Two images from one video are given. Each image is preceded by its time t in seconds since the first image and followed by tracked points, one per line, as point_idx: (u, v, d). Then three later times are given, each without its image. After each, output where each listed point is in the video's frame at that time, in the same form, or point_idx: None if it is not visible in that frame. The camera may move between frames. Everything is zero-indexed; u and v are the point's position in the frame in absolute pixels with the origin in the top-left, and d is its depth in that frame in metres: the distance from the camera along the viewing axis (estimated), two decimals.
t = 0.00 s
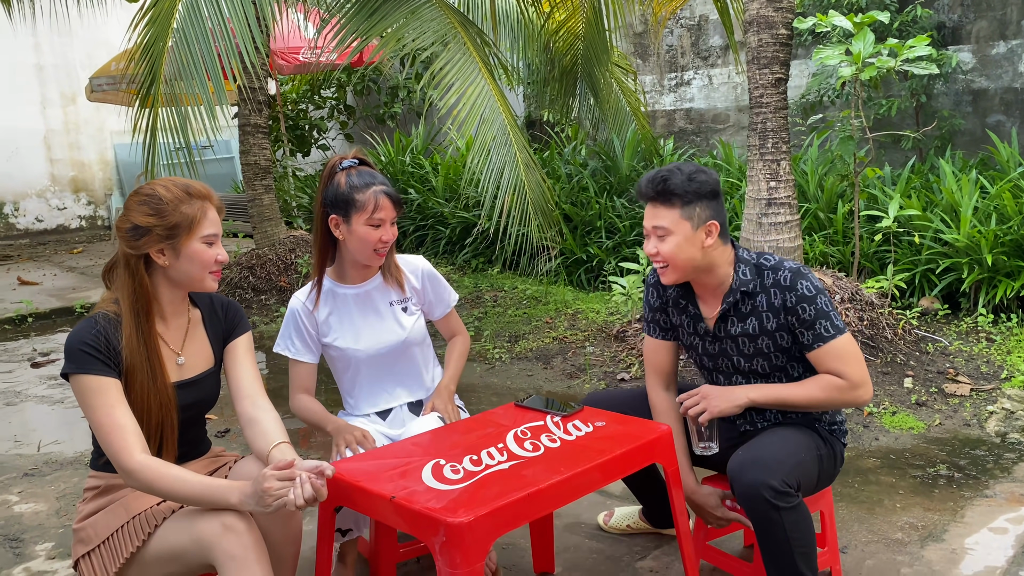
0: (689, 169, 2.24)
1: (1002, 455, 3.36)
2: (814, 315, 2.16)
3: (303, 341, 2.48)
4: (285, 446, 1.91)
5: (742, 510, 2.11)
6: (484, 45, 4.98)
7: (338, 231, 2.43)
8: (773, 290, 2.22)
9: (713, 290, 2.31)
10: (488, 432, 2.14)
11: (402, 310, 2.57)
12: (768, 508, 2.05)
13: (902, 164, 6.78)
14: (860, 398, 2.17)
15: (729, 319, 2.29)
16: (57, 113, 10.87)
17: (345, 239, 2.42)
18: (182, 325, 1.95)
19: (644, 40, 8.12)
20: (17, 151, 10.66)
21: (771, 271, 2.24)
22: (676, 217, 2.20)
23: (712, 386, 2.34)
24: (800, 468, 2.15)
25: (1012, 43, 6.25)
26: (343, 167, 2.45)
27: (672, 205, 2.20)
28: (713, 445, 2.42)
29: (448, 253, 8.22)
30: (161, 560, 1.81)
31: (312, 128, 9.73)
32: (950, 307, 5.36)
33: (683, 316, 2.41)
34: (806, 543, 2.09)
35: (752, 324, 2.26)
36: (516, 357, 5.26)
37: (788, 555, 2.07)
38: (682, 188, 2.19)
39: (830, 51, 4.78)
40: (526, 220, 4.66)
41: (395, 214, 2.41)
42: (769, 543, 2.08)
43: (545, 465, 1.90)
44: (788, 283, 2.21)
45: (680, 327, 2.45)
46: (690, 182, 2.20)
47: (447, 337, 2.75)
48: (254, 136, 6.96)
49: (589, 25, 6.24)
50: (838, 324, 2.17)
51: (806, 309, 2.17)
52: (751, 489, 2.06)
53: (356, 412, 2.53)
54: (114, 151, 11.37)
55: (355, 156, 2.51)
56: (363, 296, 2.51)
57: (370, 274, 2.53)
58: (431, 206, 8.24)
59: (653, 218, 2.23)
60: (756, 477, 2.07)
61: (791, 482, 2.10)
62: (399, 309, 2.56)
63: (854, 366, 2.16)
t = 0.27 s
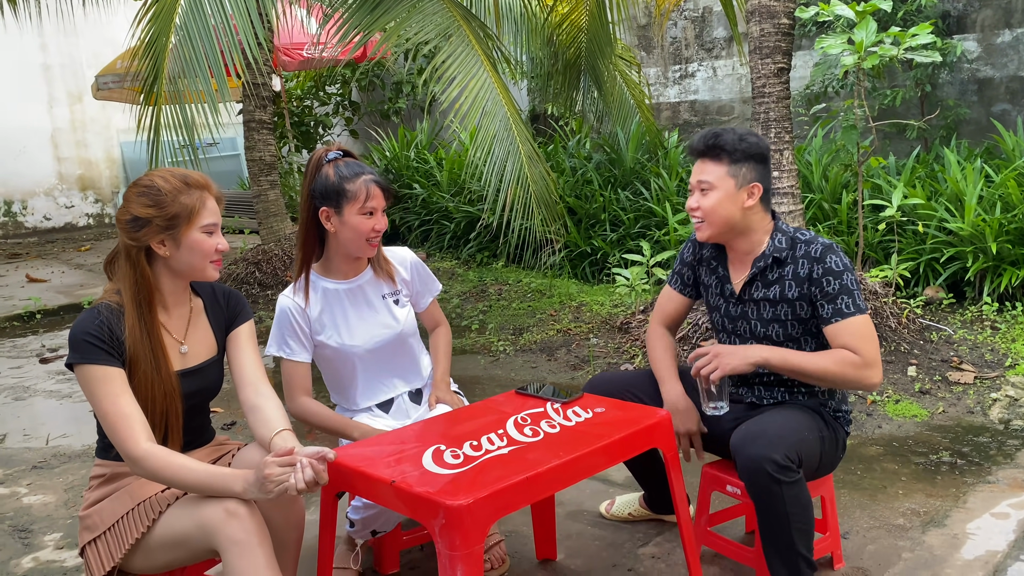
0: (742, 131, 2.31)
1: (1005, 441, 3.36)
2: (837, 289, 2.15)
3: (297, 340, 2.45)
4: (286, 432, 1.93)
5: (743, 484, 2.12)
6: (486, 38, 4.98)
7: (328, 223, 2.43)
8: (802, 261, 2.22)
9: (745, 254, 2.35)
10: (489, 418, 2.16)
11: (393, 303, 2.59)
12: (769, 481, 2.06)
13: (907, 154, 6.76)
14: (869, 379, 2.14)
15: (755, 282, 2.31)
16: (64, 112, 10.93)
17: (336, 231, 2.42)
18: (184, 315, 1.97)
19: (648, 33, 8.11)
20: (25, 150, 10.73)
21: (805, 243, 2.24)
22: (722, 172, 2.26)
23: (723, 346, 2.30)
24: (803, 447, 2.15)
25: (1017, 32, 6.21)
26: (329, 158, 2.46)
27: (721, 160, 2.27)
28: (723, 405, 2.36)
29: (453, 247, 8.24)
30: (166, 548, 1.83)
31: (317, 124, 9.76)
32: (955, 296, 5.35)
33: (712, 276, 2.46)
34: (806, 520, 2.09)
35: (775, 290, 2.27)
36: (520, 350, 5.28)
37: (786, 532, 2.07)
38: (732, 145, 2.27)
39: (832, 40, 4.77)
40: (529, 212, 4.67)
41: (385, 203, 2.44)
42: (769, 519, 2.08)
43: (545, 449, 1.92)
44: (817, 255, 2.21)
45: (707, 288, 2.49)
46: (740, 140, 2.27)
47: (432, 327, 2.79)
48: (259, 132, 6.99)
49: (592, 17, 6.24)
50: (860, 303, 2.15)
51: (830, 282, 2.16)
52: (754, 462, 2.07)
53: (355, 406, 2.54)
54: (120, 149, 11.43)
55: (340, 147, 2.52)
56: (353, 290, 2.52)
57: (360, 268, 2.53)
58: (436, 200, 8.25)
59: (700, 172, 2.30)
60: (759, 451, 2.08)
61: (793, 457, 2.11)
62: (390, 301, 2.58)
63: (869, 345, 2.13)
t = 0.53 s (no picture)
0: (755, 118, 2.34)
1: (1004, 429, 3.37)
2: (837, 267, 2.16)
3: (295, 335, 2.43)
4: (282, 419, 1.97)
5: (749, 439, 2.13)
6: (490, 32, 5.00)
7: (322, 215, 2.45)
8: (807, 241, 2.24)
9: (754, 240, 2.38)
10: (485, 405, 2.19)
11: (385, 293, 2.64)
12: (779, 439, 2.07)
13: (912, 145, 6.74)
14: (861, 357, 2.11)
15: (762, 263, 2.34)
16: (73, 109, 11.01)
17: (329, 222, 2.44)
18: (183, 304, 2.01)
19: (653, 25, 8.10)
20: (35, 147, 10.81)
21: (811, 225, 2.26)
22: (732, 158, 2.29)
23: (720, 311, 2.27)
24: (813, 418, 2.14)
25: None
26: (322, 150, 2.48)
27: (731, 146, 2.30)
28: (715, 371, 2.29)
29: (459, 241, 8.26)
30: (167, 531, 1.87)
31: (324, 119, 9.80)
32: (959, 287, 5.35)
33: (721, 261, 2.50)
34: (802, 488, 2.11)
35: (780, 270, 2.29)
36: (524, 342, 5.31)
37: (781, 495, 2.10)
38: (743, 131, 2.30)
39: (834, 31, 4.78)
40: (532, 205, 4.70)
41: (378, 194, 2.48)
42: (769, 479, 2.10)
43: (540, 434, 1.95)
44: (822, 235, 2.22)
45: (717, 275, 2.52)
46: (751, 126, 2.30)
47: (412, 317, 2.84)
48: (265, 127, 7.03)
49: (596, 10, 6.24)
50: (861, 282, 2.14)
51: (832, 261, 2.17)
52: (767, 419, 2.08)
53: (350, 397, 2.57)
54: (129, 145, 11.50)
55: (333, 138, 2.54)
56: (345, 281, 2.54)
57: (350, 260, 2.56)
58: (441, 194, 8.28)
59: (711, 158, 2.34)
60: (772, 408, 2.09)
61: (803, 422, 2.12)
62: (382, 292, 2.63)
63: (864, 322, 2.12)
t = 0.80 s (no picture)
0: (726, 112, 2.37)
1: (1002, 422, 3.38)
2: (808, 252, 2.21)
3: (298, 318, 2.46)
4: (277, 409, 2.02)
5: (715, 424, 2.14)
6: (494, 27, 5.02)
7: (322, 202, 2.49)
8: (780, 230, 2.30)
9: (727, 233, 2.44)
10: (478, 396, 2.23)
11: (383, 281, 2.68)
12: (740, 424, 2.08)
13: (919, 139, 6.71)
14: (835, 338, 2.15)
15: (739, 256, 2.38)
16: (85, 105, 11.12)
17: (329, 209, 2.48)
18: (181, 296, 2.05)
19: (660, 20, 8.09)
20: (47, 143, 10.92)
21: (782, 216, 2.31)
22: (703, 153, 2.33)
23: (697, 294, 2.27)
24: (781, 412, 2.15)
25: None
26: (323, 138, 2.51)
27: (701, 141, 2.34)
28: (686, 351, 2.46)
29: (465, 236, 8.30)
30: (164, 518, 1.92)
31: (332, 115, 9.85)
32: (963, 281, 5.34)
33: (699, 261, 2.55)
34: (757, 483, 2.09)
35: (757, 261, 2.33)
36: (527, 335, 5.34)
37: (736, 487, 2.07)
38: (712, 126, 2.33)
39: (836, 25, 4.78)
40: (534, 199, 4.73)
41: (378, 181, 2.51)
42: (726, 466, 2.09)
43: (531, 423, 1.99)
44: (793, 223, 2.28)
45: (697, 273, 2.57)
46: (720, 121, 2.33)
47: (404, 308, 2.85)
48: (273, 123, 7.08)
49: (602, 5, 6.26)
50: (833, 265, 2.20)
51: (804, 246, 2.23)
52: (732, 402, 2.10)
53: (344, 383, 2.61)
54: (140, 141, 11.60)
55: (332, 127, 2.57)
56: (344, 268, 2.59)
57: (350, 248, 2.61)
58: (448, 189, 8.31)
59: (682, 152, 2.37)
60: (741, 392, 2.11)
61: (768, 413, 2.13)
62: (380, 280, 2.67)
63: (837, 305, 2.17)
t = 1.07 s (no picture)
0: (710, 110, 2.39)
1: (1003, 419, 3.39)
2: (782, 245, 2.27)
3: (313, 302, 2.52)
4: (278, 401, 2.06)
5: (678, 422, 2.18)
6: (502, 25, 5.05)
7: (341, 193, 2.55)
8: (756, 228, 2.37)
9: (718, 231, 2.46)
10: (476, 389, 2.27)
11: (402, 274, 2.72)
12: (701, 420, 2.12)
13: (928, 137, 6.70)
14: (787, 310, 2.15)
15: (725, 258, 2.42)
16: (98, 102, 11.21)
17: (348, 201, 2.54)
18: (185, 289, 2.10)
19: (669, 17, 8.09)
20: (60, 140, 11.02)
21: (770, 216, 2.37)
22: (688, 153, 2.36)
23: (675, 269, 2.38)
24: (742, 406, 2.18)
25: None
26: (344, 132, 2.57)
27: (686, 141, 2.37)
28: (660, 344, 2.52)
29: (473, 233, 8.33)
30: (167, 507, 1.97)
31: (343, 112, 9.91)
32: (969, 279, 5.34)
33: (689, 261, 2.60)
34: (727, 478, 2.11)
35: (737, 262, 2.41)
36: (532, 331, 5.37)
37: (706, 483, 2.10)
38: (696, 126, 2.35)
39: (842, 22, 4.78)
40: (540, 196, 4.76)
41: (396, 175, 2.55)
42: (692, 463, 2.12)
43: (527, 416, 2.02)
44: (767, 220, 2.36)
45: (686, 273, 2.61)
46: (704, 120, 2.35)
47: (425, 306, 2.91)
48: (283, 120, 7.14)
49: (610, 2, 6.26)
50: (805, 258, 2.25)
51: (778, 240, 2.29)
52: (691, 400, 2.14)
53: (354, 370, 2.65)
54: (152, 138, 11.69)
55: (356, 122, 2.63)
56: (366, 257, 2.65)
57: (371, 238, 2.66)
58: (456, 186, 8.34)
59: (668, 152, 2.40)
60: (700, 390, 2.15)
61: (729, 407, 2.16)
62: (399, 272, 2.71)
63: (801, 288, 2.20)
